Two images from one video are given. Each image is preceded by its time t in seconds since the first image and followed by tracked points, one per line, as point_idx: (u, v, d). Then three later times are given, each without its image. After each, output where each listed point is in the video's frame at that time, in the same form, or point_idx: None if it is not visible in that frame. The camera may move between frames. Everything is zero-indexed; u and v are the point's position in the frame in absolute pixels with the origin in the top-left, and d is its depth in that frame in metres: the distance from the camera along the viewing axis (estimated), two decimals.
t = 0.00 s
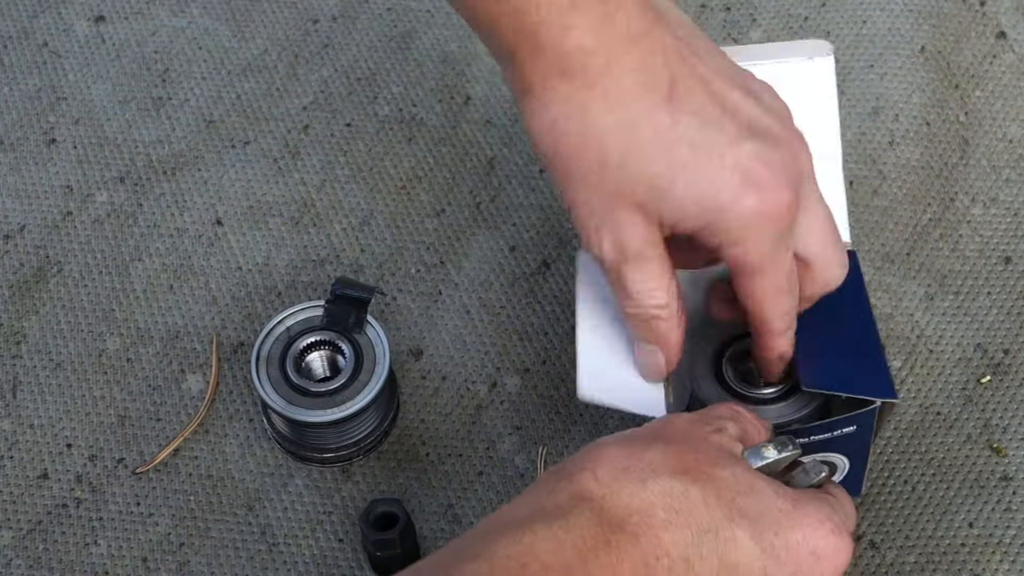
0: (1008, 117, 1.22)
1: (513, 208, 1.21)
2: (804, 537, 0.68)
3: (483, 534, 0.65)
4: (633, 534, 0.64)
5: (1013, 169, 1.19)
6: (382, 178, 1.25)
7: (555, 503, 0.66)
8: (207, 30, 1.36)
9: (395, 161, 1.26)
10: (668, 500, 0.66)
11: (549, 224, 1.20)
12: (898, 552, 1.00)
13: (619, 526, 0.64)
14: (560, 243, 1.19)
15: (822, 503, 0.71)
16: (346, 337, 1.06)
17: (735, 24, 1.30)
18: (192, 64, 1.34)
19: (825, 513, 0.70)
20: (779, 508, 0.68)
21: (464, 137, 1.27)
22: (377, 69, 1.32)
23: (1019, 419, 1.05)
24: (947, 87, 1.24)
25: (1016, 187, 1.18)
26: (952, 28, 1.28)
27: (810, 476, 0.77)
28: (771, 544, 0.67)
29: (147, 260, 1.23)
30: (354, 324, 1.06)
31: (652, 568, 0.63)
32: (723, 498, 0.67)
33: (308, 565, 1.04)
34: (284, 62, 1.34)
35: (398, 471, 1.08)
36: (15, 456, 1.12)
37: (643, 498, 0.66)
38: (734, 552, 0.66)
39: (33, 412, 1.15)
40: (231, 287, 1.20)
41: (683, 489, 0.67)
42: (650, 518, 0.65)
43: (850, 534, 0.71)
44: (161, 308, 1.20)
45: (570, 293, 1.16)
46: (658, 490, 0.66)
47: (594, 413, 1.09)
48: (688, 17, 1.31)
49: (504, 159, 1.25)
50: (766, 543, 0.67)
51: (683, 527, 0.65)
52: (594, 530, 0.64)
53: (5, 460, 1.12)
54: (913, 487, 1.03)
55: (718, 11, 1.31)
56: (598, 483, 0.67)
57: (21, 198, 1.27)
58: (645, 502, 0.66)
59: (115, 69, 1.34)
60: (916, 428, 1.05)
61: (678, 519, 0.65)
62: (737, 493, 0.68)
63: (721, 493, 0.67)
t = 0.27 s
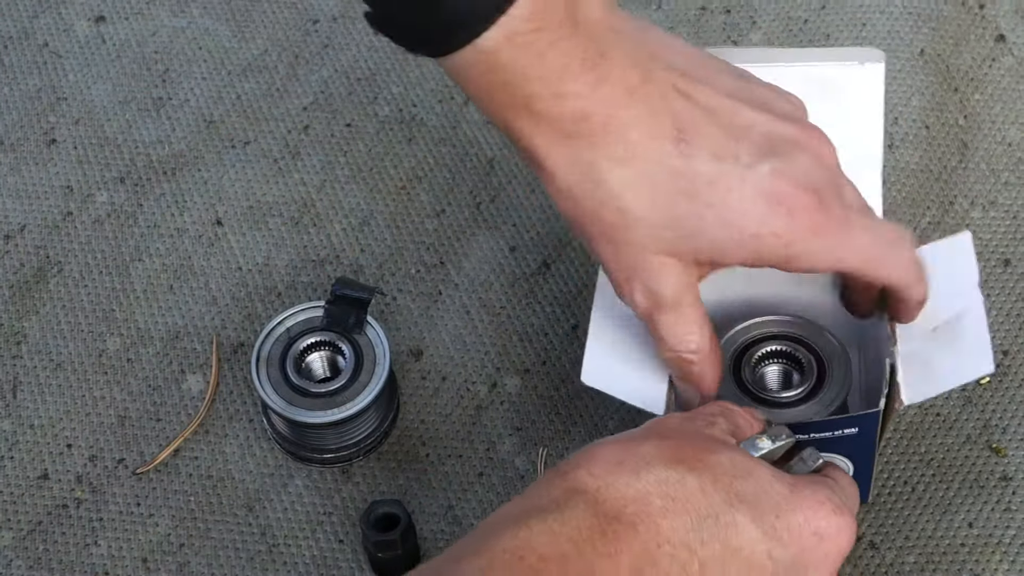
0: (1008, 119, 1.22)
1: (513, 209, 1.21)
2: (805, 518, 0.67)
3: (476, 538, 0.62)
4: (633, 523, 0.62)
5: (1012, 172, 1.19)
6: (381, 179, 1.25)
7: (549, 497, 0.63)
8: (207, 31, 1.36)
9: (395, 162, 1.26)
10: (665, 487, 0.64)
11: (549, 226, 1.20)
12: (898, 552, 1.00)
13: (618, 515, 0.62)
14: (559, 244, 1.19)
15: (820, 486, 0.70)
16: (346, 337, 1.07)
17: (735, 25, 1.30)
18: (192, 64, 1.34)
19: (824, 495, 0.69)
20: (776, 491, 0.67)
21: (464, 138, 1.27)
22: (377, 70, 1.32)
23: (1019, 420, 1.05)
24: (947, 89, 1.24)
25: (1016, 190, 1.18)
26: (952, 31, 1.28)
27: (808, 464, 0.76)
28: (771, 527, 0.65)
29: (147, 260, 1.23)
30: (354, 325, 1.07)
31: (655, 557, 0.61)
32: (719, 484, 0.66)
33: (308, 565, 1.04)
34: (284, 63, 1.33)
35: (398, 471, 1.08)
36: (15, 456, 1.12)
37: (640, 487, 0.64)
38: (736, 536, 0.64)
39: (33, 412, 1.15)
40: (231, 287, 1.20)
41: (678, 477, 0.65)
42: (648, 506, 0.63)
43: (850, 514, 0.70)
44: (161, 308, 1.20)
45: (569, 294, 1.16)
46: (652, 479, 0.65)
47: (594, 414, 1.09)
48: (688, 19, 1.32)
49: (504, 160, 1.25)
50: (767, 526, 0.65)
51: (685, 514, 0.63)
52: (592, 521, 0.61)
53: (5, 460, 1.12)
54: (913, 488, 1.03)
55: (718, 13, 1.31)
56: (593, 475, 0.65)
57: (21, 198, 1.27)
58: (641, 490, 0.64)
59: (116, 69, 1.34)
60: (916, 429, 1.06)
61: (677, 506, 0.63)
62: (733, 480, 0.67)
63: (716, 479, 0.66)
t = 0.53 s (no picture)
0: (1008, 118, 1.22)
1: (513, 207, 1.21)
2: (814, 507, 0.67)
3: (487, 517, 0.62)
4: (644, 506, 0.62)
5: (1012, 170, 1.19)
6: (381, 178, 1.25)
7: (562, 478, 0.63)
8: (207, 31, 1.36)
9: (395, 161, 1.26)
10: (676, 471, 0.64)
11: (549, 224, 1.20)
12: (898, 550, 1.00)
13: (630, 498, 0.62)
14: (559, 243, 1.19)
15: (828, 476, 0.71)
16: (346, 336, 1.07)
17: (735, 24, 1.31)
18: (192, 64, 1.34)
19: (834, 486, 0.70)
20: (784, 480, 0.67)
21: (464, 138, 1.27)
22: (377, 69, 1.32)
23: (1019, 419, 1.05)
24: (946, 89, 1.24)
25: (1015, 188, 1.18)
26: (951, 30, 1.28)
27: (817, 456, 0.76)
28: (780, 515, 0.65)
29: (147, 260, 1.23)
30: (354, 324, 1.07)
31: (666, 541, 0.60)
32: (730, 471, 0.66)
33: (308, 564, 1.04)
34: (283, 63, 1.34)
35: (398, 470, 1.08)
36: (15, 455, 1.12)
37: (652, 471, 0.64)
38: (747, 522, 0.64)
39: (33, 412, 1.15)
40: (231, 287, 1.20)
41: (689, 464, 0.65)
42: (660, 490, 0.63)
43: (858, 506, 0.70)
44: (161, 308, 1.20)
45: (569, 293, 1.16)
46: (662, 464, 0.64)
47: (594, 413, 1.09)
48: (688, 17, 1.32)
49: (503, 159, 1.25)
50: (775, 515, 0.65)
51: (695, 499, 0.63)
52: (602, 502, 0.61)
53: (6, 460, 1.12)
54: (913, 485, 1.03)
55: (718, 12, 1.32)
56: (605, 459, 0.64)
57: (20, 198, 1.28)
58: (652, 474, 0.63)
59: (116, 69, 1.34)
60: (916, 426, 1.06)
61: (687, 491, 0.63)
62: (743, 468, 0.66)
63: (726, 466, 0.66)
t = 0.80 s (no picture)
0: (1011, 113, 1.22)
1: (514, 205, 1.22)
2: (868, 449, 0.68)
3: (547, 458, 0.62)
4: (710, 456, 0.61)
5: (1015, 163, 1.19)
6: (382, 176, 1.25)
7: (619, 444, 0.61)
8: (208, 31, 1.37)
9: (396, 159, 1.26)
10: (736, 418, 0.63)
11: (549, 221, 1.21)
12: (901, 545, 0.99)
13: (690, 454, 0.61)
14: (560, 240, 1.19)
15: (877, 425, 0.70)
16: (345, 332, 1.06)
17: (734, 24, 1.33)
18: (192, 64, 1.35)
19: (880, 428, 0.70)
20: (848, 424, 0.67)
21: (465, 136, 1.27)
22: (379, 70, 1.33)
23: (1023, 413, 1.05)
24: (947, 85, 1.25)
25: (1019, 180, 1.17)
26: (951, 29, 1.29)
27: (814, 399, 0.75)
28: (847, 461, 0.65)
29: (147, 259, 1.23)
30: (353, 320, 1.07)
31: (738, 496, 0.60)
32: (795, 405, 0.66)
33: (307, 560, 1.04)
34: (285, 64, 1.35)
35: (399, 466, 1.08)
36: (15, 454, 1.12)
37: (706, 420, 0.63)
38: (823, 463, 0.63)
39: (33, 410, 1.15)
40: (231, 286, 1.20)
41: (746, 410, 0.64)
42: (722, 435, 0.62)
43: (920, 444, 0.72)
44: (161, 307, 1.20)
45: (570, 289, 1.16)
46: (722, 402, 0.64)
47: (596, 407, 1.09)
48: (688, 17, 1.34)
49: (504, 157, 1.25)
50: (838, 448, 0.65)
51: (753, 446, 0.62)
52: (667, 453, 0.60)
53: (6, 459, 1.12)
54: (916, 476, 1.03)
55: (718, 11, 1.34)
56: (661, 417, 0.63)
57: (21, 198, 1.28)
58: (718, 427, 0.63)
59: (116, 68, 1.34)
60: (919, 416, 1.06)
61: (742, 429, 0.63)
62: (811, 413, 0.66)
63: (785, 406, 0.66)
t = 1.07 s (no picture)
0: (1012, 114, 1.22)
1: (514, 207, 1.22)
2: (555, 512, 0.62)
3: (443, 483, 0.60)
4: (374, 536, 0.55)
5: (1015, 164, 1.19)
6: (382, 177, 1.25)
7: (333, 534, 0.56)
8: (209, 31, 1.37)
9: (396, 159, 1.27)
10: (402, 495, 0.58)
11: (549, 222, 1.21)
12: (901, 546, 0.99)
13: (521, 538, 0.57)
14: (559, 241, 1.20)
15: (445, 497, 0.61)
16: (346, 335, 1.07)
17: (735, 23, 1.33)
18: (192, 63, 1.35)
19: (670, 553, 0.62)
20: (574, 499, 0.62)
21: (465, 137, 1.27)
22: (379, 71, 1.33)
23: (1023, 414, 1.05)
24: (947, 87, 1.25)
25: (1020, 181, 1.17)
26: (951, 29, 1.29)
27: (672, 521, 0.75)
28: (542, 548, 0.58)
29: (147, 259, 1.23)
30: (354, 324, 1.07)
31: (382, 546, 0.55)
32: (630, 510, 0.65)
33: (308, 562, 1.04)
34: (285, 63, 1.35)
35: (399, 468, 1.08)
36: (15, 455, 1.12)
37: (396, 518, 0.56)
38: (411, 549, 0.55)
39: (33, 410, 1.15)
40: (231, 286, 1.20)
41: (491, 514, 0.58)
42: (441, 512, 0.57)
43: None
44: (161, 307, 1.20)
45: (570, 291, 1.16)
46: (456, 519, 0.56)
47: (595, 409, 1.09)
48: (688, 16, 1.34)
49: (504, 158, 1.26)
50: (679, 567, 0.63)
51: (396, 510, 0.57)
52: (411, 501, 0.57)
53: (6, 459, 1.12)
54: (916, 478, 1.03)
55: (719, 10, 1.34)
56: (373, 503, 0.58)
57: (21, 198, 1.28)
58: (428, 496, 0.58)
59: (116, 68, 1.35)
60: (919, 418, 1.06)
61: (437, 502, 0.57)
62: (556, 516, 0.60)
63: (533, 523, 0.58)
